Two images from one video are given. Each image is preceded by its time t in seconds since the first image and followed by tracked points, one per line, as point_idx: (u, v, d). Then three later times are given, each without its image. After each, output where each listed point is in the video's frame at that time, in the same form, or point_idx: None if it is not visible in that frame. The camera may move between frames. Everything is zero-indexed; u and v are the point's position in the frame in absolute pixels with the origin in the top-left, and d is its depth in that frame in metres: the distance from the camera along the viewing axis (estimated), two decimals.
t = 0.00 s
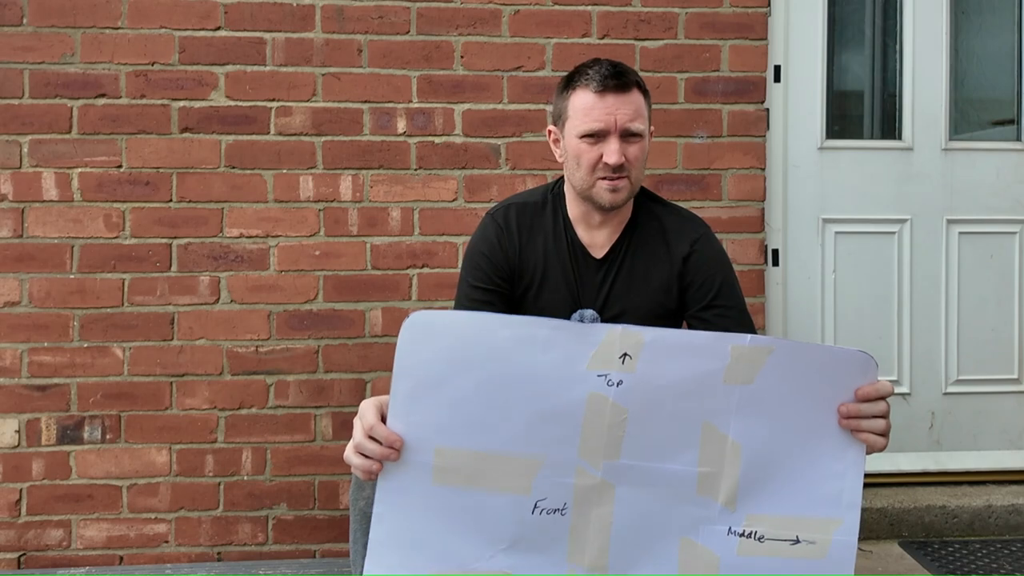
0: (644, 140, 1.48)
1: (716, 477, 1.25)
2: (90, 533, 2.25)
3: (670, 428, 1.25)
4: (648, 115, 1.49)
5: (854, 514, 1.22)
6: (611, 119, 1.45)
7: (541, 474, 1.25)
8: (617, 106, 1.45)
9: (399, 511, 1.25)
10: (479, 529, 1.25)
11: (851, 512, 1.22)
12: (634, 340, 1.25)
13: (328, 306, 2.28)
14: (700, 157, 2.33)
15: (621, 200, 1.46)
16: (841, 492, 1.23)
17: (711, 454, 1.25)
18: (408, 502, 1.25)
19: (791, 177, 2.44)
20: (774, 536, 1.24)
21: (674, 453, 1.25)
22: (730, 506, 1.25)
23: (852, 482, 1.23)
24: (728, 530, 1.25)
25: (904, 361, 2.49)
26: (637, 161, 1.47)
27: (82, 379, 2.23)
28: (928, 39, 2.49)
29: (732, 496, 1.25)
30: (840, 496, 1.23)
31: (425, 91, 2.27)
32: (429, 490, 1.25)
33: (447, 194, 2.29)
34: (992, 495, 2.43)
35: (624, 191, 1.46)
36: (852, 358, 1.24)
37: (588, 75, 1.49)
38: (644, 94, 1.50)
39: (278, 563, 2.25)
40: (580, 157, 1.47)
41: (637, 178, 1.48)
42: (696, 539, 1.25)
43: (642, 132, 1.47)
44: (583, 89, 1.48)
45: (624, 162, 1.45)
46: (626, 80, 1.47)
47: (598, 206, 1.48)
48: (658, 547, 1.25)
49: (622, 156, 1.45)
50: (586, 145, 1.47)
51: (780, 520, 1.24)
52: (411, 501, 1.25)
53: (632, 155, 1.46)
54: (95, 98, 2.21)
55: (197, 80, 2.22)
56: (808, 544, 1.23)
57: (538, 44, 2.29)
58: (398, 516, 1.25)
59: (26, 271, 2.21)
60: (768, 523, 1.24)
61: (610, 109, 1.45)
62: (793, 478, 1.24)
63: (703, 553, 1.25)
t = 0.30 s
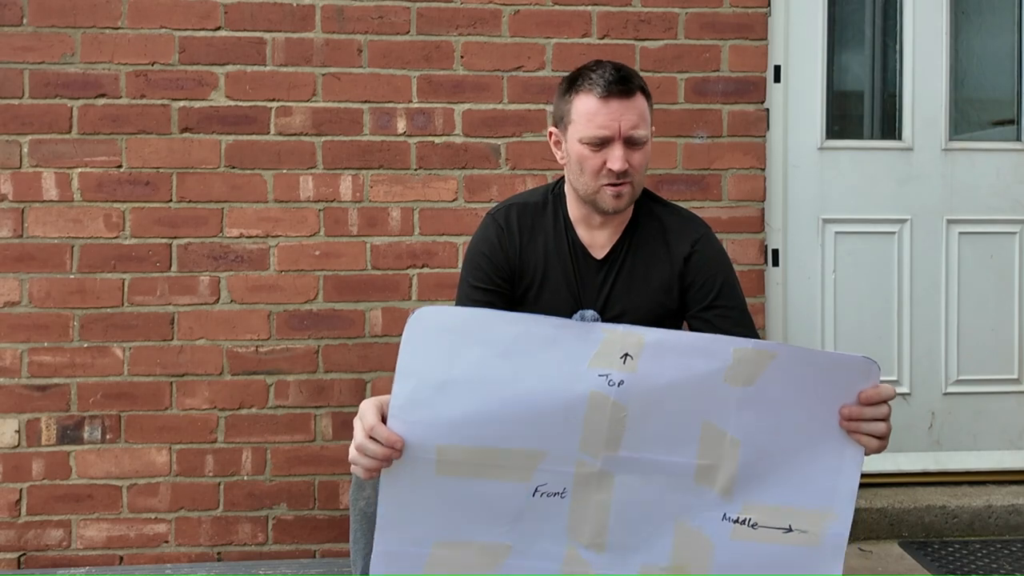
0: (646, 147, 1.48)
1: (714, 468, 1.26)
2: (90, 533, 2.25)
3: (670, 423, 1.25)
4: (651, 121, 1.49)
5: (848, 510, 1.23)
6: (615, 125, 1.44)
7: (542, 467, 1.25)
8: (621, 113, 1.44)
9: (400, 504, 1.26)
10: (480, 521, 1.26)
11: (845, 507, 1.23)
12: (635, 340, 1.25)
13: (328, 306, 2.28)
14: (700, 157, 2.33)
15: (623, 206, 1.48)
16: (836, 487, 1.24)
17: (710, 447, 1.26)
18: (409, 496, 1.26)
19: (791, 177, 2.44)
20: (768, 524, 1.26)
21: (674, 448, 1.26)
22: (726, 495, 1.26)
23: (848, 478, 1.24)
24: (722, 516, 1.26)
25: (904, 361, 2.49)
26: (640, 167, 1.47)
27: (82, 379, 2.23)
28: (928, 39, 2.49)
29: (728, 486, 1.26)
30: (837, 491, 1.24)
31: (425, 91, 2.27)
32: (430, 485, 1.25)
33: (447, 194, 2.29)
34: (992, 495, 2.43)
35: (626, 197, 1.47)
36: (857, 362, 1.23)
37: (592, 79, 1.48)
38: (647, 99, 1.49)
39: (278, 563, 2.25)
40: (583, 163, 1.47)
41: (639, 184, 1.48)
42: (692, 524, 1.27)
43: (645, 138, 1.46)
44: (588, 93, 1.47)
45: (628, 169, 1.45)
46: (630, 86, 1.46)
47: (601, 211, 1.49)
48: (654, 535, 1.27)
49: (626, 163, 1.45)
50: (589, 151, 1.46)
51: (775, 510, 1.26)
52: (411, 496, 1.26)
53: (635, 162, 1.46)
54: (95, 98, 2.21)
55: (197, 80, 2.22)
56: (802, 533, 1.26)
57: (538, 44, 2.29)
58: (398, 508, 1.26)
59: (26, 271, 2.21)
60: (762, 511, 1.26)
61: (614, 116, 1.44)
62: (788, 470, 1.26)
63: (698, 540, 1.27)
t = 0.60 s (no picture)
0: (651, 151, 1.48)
1: (718, 469, 1.26)
2: (90, 533, 2.25)
3: (675, 430, 1.25)
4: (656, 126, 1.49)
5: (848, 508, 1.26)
6: (622, 130, 1.44)
7: (545, 471, 1.25)
8: (627, 118, 1.45)
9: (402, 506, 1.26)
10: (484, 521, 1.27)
11: (845, 505, 1.26)
12: (641, 361, 1.23)
13: (328, 306, 2.28)
14: (700, 157, 2.33)
15: (625, 210, 1.48)
16: (837, 486, 1.26)
17: (714, 449, 1.26)
18: (412, 499, 1.26)
19: (792, 178, 2.44)
20: (768, 519, 1.28)
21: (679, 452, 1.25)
22: (727, 492, 1.27)
23: (849, 479, 1.26)
24: (723, 511, 1.28)
25: (903, 361, 2.49)
26: (644, 172, 1.47)
27: (82, 379, 2.23)
28: (928, 39, 2.49)
29: (729, 484, 1.27)
30: (837, 490, 1.26)
31: (425, 91, 2.27)
32: (433, 488, 1.26)
33: (447, 194, 2.29)
34: (992, 495, 2.43)
35: (629, 201, 1.48)
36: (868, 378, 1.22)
37: (599, 82, 1.48)
38: (652, 103, 1.50)
39: (278, 563, 2.25)
40: (587, 166, 1.47)
41: (642, 189, 1.49)
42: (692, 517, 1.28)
43: (650, 143, 1.47)
44: (594, 97, 1.47)
45: (633, 174, 1.46)
46: (637, 90, 1.46)
47: (603, 214, 1.50)
48: (656, 532, 1.28)
49: (630, 168, 1.45)
50: (594, 155, 1.46)
51: (774, 505, 1.28)
52: (416, 498, 1.26)
53: (639, 166, 1.46)
54: (95, 98, 2.21)
55: (197, 81, 2.22)
56: (800, 528, 1.28)
57: (538, 44, 2.29)
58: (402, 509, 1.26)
59: (26, 271, 2.21)
60: (763, 507, 1.28)
61: (621, 121, 1.44)
62: (790, 470, 1.27)
63: (699, 535, 1.29)
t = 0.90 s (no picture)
0: (647, 151, 1.47)
1: (728, 474, 1.26)
2: (90, 534, 2.25)
3: (689, 441, 1.22)
4: (653, 125, 1.48)
5: (855, 516, 1.27)
6: (613, 131, 1.44)
7: (554, 474, 1.23)
8: (619, 119, 1.44)
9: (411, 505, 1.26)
10: (491, 524, 1.27)
11: (851, 513, 1.27)
12: (658, 383, 1.18)
13: (328, 306, 2.28)
14: (700, 157, 2.33)
15: (620, 212, 1.48)
16: (846, 495, 1.27)
17: (727, 457, 1.24)
18: (420, 501, 1.25)
19: (792, 178, 2.44)
20: (774, 520, 1.29)
21: (690, 457, 1.24)
22: (736, 494, 1.27)
23: (859, 489, 1.26)
24: (730, 510, 1.28)
25: (903, 361, 2.49)
26: (639, 172, 1.47)
27: (82, 379, 2.23)
28: (928, 39, 2.49)
29: (738, 487, 1.27)
30: (844, 498, 1.27)
31: (425, 91, 2.27)
32: (441, 492, 1.24)
33: (447, 194, 2.29)
34: (992, 496, 2.43)
35: (624, 202, 1.47)
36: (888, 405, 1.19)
37: (593, 83, 1.48)
38: (649, 102, 1.48)
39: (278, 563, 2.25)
40: (581, 166, 1.47)
41: (638, 189, 1.48)
42: (699, 514, 1.28)
43: (644, 143, 1.46)
44: (587, 97, 1.46)
45: (626, 174, 1.45)
46: (630, 90, 1.45)
47: (599, 215, 1.50)
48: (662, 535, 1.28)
49: (622, 169, 1.45)
50: (587, 155, 1.47)
51: (782, 508, 1.28)
52: (423, 492, 1.24)
53: (633, 168, 1.46)
54: (95, 98, 2.21)
55: (197, 81, 2.22)
56: (806, 530, 1.29)
57: (538, 44, 2.29)
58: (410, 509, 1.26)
59: (26, 271, 2.21)
60: (770, 509, 1.28)
61: (612, 122, 1.44)
62: (800, 476, 1.27)
63: (706, 535, 1.29)
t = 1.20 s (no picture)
0: (628, 146, 1.47)
1: (732, 459, 1.26)
2: (90, 533, 2.25)
3: (696, 432, 1.22)
4: (632, 119, 1.47)
5: (854, 513, 1.28)
6: (587, 129, 1.44)
7: (556, 459, 1.23)
8: (591, 116, 1.44)
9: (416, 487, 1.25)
10: (495, 490, 1.27)
11: (851, 509, 1.28)
12: (670, 385, 1.16)
13: (328, 306, 2.28)
14: (700, 157, 2.33)
15: (608, 210, 1.48)
16: (847, 492, 1.28)
17: (732, 447, 1.24)
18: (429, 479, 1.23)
19: (792, 178, 2.44)
20: (774, 507, 1.29)
21: (696, 445, 1.24)
22: (737, 477, 1.28)
23: (862, 488, 1.27)
24: (730, 492, 1.29)
25: (904, 361, 2.49)
26: (621, 168, 1.46)
27: (82, 379, 2.23)
28: (928, 39, 2.49)
29: (741, 471, 1.27)
30: (846, 495, 1.28)
31: (425, 91, 2.27)
32: (447, 472, 1.23)
33: (447, 194, 2.29)
34: (992, 496, 2.43)
35: (609, 198, 1.47)
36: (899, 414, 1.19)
37: (566, 84, 1.49)
38: (627, 97, 1.48)
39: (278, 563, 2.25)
40: (562, 167, 1.48)
41: (623, 184, 1.48)
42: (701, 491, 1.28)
43: (621, 139, 1.45)
44: (561, 99, 1.48)
45: (605, 171, 1.45)
46: (601, 87, 1.45)
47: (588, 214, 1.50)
48: (662, 511, 1.30)
49: (602, 165, 1.45)
50: (567, 155, 1.47)
51: (784, 497, 1.29)
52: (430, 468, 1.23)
53: (614, 164, 1.46)
54: (95, 98, 2.21)
55: (197, 81, 2.22)
56: (804, 520, 1.30)
57: (538, 44, 2.28)
58: (415, 489, 1.25)
59: (26, 271, 2.21)
60: (771, 495, 1.29)
61: (584, 120, 1.44)
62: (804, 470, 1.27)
63: (705, 513, 1.30)
